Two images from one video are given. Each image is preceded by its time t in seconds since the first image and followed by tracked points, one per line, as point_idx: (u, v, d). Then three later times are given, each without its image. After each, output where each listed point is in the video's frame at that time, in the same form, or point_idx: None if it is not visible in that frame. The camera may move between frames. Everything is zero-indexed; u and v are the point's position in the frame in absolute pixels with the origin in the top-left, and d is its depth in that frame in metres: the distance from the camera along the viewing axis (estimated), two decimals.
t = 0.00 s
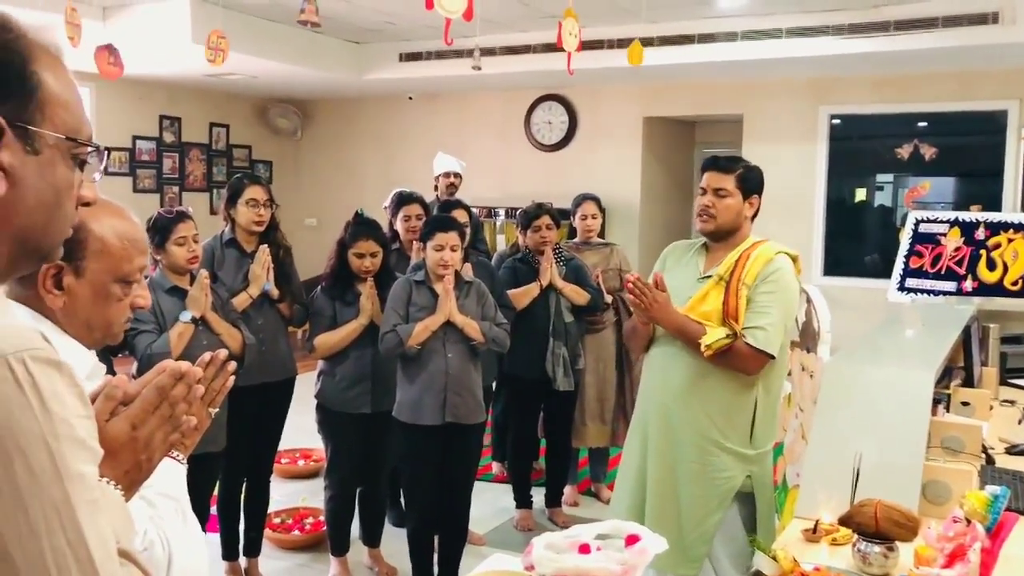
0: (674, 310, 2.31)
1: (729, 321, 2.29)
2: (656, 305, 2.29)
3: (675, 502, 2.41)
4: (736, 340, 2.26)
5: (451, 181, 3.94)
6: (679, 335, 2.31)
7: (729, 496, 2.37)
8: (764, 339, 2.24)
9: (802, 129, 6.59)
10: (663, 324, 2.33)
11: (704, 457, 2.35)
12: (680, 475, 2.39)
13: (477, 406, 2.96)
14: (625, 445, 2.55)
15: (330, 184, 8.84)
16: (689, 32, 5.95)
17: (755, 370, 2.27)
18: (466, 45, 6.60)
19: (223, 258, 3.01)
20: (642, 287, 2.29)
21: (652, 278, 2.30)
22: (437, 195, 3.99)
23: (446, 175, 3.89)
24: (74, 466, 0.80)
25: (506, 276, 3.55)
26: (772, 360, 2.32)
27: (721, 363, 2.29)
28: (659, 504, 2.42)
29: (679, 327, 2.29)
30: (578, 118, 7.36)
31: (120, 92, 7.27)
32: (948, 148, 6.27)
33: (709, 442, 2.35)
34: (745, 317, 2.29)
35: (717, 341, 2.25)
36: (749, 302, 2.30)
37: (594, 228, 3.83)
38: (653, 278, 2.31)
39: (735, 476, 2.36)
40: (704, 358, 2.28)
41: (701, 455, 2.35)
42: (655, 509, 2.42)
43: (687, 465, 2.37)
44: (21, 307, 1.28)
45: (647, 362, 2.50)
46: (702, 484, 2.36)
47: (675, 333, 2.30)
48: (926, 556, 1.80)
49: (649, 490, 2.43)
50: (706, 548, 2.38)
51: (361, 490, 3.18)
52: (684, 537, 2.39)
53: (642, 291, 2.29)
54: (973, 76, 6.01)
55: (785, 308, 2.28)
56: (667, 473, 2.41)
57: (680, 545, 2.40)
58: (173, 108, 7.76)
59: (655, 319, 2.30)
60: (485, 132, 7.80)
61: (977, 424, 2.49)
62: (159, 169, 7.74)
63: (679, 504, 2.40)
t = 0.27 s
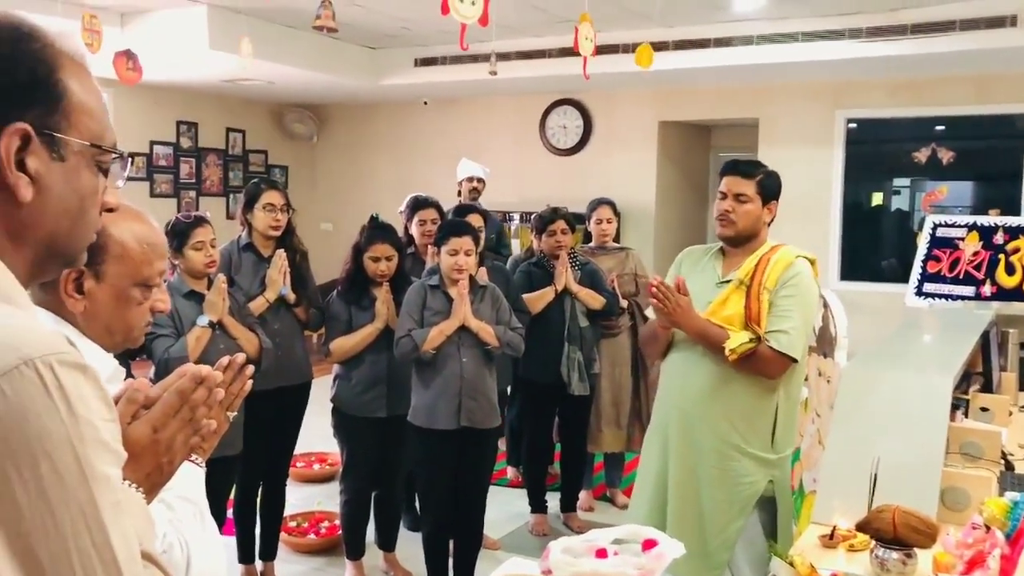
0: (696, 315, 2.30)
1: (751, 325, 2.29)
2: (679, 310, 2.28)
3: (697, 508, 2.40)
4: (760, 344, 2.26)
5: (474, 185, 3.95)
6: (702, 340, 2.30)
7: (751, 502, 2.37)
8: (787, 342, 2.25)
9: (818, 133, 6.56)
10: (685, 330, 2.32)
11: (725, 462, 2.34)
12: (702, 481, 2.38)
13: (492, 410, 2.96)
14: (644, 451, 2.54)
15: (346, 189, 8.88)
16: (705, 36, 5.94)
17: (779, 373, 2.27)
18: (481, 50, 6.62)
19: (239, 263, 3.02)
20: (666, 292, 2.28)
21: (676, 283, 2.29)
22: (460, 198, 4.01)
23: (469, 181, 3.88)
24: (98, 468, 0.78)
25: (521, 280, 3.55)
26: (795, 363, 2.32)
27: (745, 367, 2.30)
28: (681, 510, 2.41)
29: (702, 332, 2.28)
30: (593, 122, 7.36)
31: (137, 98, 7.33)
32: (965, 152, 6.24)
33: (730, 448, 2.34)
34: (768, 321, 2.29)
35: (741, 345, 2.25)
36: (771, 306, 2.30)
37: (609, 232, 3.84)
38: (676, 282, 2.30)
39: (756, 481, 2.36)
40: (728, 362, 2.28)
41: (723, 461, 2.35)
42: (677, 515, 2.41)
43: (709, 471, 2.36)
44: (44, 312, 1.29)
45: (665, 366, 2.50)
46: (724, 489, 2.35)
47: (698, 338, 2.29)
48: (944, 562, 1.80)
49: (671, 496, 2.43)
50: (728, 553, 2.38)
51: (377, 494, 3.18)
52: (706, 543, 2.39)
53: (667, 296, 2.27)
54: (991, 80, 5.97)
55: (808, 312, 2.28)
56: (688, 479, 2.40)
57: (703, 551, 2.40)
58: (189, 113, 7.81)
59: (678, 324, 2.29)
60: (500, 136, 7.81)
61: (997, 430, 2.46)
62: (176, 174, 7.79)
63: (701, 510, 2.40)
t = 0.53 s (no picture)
0: (722, 320, 2.30)
1: (777, 329, 2.28)
2: (707, 314, 2.28)
3: (723, 513, 2.39)
4: (788, 347, 2.26)
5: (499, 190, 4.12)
6: (729, 344, 2.29)
7: (777, 506, 2.36)
8: (814, 346, 2.24)
9: (834, 136, 6.54)
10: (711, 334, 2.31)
11: (751, 467, 2.34)
12: (728, 485, 2.38)
13: (507, 413, 2.96)
14: (666, 455, 2.53)
15: (362, 192, 8.92)
16: (720, 39, 5.94)
17: (806, 377, 2.27)
18: (496, 54, 6.63)
19: (256, 267, 3.05)
20: (693, 296, 2.28)
21: (703, 287, 2.30)
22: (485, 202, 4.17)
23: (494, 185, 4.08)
24: (121, 469, 0.78)
25: (535, 283, 3.56)
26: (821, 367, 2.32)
27: (773, 372, 2.29)
28: (707, 515, 2.40)
29: (730, 337, 2.27)
30: (607, 125, 7.36)
31: (154, 103, 7.38)
32: (983, 155, 6.20)
33: (756, 453, 2.33)
34: (794, 325, 2.29)
35: (771, 349, 2.25)
36: (796, 310, 2.30)
37: (624, 236, 3.84)
38: (702, 286, 2.31)
39: (782, 486, 2.35)
40: (757, 367, 2.28)
41: (749, 466, 2.34)
42: (703, 521, 2.40)
43: (734, 476, 2.35)
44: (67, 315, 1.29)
45: (686, 371, 2.49)
46: (751, 494, 2.35)
47: (725, 343, 2.28)
48: (963, 568, 1.80)
49: (697, 501, 2.42)
50: (755, 558, 2.38)
51: (391, 497, 3.18)
52: (733, 548, 2.39)
53: (696, 300, 2.28)
54: (1009, 82, 5.93)
55: (833, 315, 2.28)
56: (714, 484, 2.40)
57: (729, 556, 2.39)
58: (206, 117, 7.86)
59: (705, 329, 2.29)
60: (514, 140, 7.82)
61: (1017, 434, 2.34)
62: (192, 177, 7.82)
63: (727, 515, 2.39)
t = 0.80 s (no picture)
0: (750, 323, 2.29)
1: (804, 332, 2.28)
2: (736, 318, 2.26)
3: (749, 518, 2.39)
4: (816, 351, 2.25)
5: (523, 193, 4.22)
6: (756, 348, 2.27)
7: (803, 511, 2.35)
8: (841, 349, 2.23)
9: (851, 138, 6.51)
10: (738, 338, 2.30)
11: (778, 472, 2.33)
12: (754, 491, 2.37)
13: (523, 415, 2.96)
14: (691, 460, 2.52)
15: (377, 195, 8.95)
16: (735, 41, 5.93)
17: (833, 380, 2.26)
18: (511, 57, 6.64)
19: (273, 269, 3.07)
20: (723, 299, 2.27)
21: (732, 290, 2.28)
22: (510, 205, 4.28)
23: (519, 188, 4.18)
24: (146, 470, 0.79)
25: (551, 285, 3.56)
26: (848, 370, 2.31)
27: (802, 377, 2.28)
28: (733, 520, 2.40)
29: (757, 341, 2.26)
30: (622, 128, 7.35)
31: (172, 107, 7.43)
32: (1002, 157, 6.16)
33: (782, 457, 2.33)
34: (821, 328, 2.28)
35: (799, 352, 2.24)
36: (822, 314, 2.29)
37: (639, 239, 3.84)
38: (730, 289, 2.29)
39: (808, 490, 2.35)
40: (785, 371, 2.27)
41: (775, 471, 2.33)
42: (729, 525, 2.40)
43: (761, 481, 2.35)
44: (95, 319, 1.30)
45: (709, 375, 2.48)
46: (777, 499, 2.34)
47: (752, 346, 2.27)
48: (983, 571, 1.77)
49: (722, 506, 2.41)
50: (781, 562, 2.37)
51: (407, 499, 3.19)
52: (759, 552, 2.38)
53: (726, 303, 2.26)
54: None
55: (860, 318, 2.27)
56: (740, 489, 2.39)
57: (756, 561, 2.39)
58: (223, 121, 7.90)
59: (733, 332, 2.27)
60: (529, 143, 7.83)
61: None
62: (209, 181, 7.86)
63: (754, 520, 2.38)
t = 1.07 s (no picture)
0: (777, 326, 2.27)
1: (831, 335, 2.27)
2: (763, 321, 2.25)
3: (775, 522, 2.38)
4: (844, 355, 2.25)
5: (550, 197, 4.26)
6: (784, 351, 2.26)
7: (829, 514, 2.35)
8: (869, 352, 2.23)
9: (870, 138, 6.47)
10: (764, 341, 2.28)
11: (804, 476, 2.32)
12: (780, 494, 2.36)
13: (541, 417, 2.96)
14: (714, 464, 2.51)
15: (395, 196, 8.98)
16: (754, 41, 5.91)
17: (860, 384, 2.26)
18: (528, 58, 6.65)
19: (291, 271, 3.08)
20: (751, 302, 2.25)
21: (760, 293, 2.26)
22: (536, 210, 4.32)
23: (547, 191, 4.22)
24: (174, 469, 0.79)
25: (568, 286, 3.55)
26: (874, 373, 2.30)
27: (830, 380, 2.27)
28: (759, 524, 2.39)
29: (786, 344, 2.24)
30: (640, 129, 7.34)
31: (191, 109, 7.47)
32: None
33: (808, 461, 2.32)
34: (847, 331, 2.27)
35: (827, 356, 2.24)
36: (849, 316, 2.29)
37: (658, 240, 3.82)
38: (758, 292, 2.27)
39: (834, 494, 2.34)
40: (813, 374, 2.26)
41: (802, 475, 2.32)
42: (755, 530, 2.39)
43: (787, 485, 2.34)
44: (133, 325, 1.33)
45: (731, 378, 2.47)
46: (804, 503, 2.33)
47: (780, 349, 2.25)
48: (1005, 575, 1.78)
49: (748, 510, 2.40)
50: (808, 566, 2.37)
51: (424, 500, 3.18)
52: (786, 555, 2.38)
53: (754, 306, 2.24)
54: None
55: (887, 321, 2.27)
56: (765, 492, 2.38)
57: (782, 564, 2.39)
58: (241, 123, 7.94)
59: (761, 335, 2.25)
60: (546, 144, 7.83)
61: None
62: (228, 182, 7.90)
63: (780, 523, 2.38)
